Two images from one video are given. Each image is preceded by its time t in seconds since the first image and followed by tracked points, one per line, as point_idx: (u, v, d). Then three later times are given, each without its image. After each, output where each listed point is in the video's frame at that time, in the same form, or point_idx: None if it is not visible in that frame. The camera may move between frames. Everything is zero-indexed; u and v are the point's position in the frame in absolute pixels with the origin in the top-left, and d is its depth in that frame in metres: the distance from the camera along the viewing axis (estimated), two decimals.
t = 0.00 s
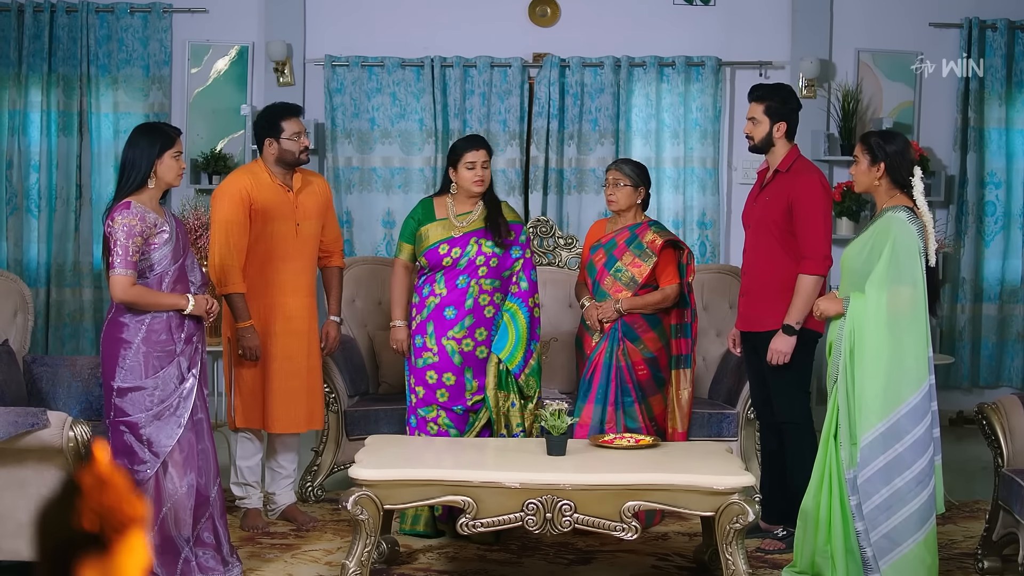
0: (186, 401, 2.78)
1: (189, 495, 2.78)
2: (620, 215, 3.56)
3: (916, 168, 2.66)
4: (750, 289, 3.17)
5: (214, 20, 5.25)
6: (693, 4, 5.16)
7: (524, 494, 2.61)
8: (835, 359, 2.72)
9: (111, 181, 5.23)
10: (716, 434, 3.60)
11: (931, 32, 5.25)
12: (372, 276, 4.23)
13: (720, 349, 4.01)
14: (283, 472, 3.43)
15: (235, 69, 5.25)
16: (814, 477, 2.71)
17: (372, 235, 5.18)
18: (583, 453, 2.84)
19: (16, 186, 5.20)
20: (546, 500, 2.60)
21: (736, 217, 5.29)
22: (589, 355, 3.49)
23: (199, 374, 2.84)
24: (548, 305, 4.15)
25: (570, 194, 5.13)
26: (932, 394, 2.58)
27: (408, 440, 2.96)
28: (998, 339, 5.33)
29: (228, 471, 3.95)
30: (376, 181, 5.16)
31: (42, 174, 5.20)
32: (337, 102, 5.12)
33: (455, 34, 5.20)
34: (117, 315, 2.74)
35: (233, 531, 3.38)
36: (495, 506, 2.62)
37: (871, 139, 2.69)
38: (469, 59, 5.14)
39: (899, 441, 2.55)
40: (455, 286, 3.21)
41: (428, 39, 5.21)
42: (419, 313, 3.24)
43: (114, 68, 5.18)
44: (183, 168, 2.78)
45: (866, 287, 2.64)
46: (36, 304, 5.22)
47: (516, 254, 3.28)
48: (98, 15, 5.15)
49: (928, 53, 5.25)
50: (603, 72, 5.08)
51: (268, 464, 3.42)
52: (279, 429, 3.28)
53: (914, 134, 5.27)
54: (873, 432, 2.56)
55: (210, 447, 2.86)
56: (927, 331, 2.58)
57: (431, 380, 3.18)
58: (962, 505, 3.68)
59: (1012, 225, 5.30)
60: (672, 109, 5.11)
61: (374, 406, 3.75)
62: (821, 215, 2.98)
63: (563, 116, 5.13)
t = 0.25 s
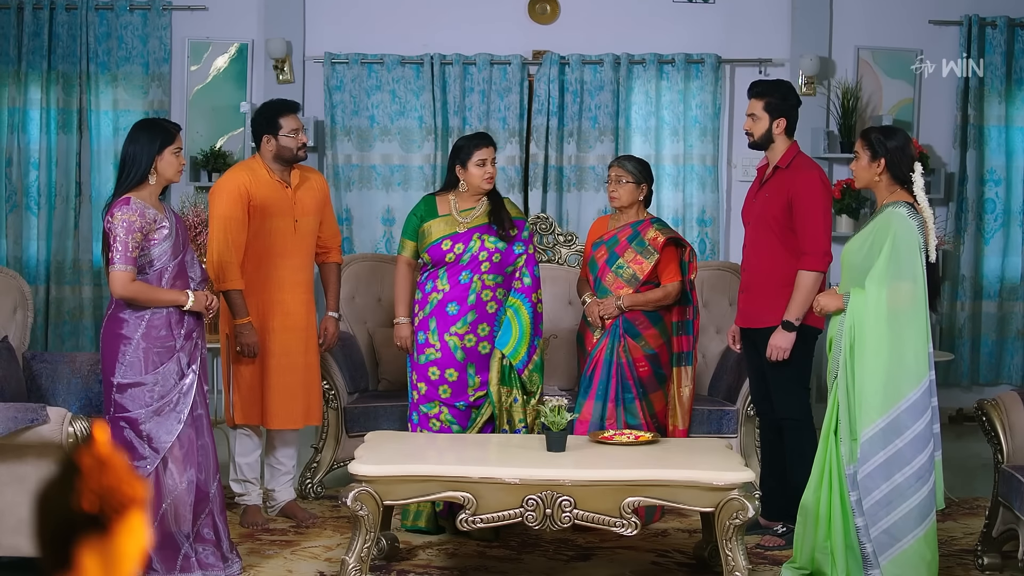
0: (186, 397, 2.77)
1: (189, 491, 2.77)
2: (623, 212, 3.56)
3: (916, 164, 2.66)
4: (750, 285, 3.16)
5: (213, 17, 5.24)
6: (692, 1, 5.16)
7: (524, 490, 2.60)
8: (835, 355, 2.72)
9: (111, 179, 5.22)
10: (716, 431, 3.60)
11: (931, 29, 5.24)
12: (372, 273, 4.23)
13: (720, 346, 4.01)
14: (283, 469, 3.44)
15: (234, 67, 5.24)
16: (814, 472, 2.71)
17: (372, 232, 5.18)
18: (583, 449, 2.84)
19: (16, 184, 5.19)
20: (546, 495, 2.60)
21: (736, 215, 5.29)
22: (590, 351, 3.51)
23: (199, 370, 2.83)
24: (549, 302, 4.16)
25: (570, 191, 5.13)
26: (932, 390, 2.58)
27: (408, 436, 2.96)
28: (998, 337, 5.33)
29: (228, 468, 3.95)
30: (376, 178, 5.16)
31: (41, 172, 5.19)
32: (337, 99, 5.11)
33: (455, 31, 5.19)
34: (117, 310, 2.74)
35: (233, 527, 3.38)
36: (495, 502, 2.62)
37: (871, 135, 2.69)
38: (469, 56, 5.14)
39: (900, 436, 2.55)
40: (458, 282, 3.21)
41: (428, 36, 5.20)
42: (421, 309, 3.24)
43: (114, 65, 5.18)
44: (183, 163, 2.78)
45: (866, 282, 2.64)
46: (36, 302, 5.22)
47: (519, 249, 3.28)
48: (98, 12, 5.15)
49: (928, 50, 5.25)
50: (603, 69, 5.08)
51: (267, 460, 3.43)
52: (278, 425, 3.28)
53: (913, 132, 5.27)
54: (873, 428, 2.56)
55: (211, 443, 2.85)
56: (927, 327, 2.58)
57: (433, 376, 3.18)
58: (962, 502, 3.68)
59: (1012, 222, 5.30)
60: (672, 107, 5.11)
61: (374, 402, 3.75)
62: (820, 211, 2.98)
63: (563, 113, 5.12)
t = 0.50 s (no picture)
0: (186, 394, 2.77)
1: (190, 487, 2.77)
2: (625, 210, 3.56)
3: (918, 160, 2.66)
4: (750, 281, 3.16)
5: (213, 15, 5.24)
6: None
7: (524, 485, 2.61)
8: (835, 351, 2.72)
9: (111, 176, 5.22)
10: (716, 428, 3.60)
11: (931, 27, 5.24)
12: (372, 271, 4.23)
13: (721, 344, 4.01)
14: (282, 466, 3.44)
15: (234, 65, 5.23)
16: (815, 469, 2.71)
17: (372, 230, 5.18)
18: (583, 445, 2.84)
19: (16, 182, 5.20)
20: (546, 492, 2.60)
21: (736, 213, 5.29)
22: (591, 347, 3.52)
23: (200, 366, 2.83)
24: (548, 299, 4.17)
25: (570, 189, 5.13)
26: (933, 385, 2.58)
27: (408, 432, 2.96)
28: (998, 335, 5.34)
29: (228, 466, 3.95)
30: (376, 176, 5.16)
31: (41, 170, 5.19)
32: (337, 97, 5.11)
33: (455, 29, 5.19)
34: (117, 306, 2.74)
35: (234, 524, 3.38)
36: (495, 498, 2.62)
37: (873, 131, 2.69)
38: (469, 54, 5.14)
39: (900, 432, 2.55)
40: (464, 279, 3.22)
41: (428, 34, 5.20)
42: (427, 307, 3.26)
43: (114, 63, 5.18)
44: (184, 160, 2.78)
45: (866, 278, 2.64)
46: (36, 300, 5.22)
47: (525, 247, 3.30)
48: (98, 10, 5.14)
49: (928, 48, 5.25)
50: (603, 67, 5.08)
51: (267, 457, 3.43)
52: (277, 421, 3.27)
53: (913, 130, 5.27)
54: (874, 423, 2.56)
55: (211, 439, 2.85)
56: (927, 322, 2.58)
57: (438, 374, 3.19)
58: (962, 499, 3.68)
59: (1012, 220, 5.31)
60: (672, 104, 5.11)
61: (374, 400, 3.75)
62: (821, 208, 2.98)
63: (563, 111, 5.12)
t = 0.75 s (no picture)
0: (187, 390, 2.77)
1: (190, 484, 2.77)
2: (625, 207, 3.56)
3: (919, 157, 2.67)
4: (751, 278, 3.16)
5: (214, 13, 5.24)
6: None
7: (525, 482, 2.61)
8: (837, 347, 2.72)
9: (112, 175, 5.22)
10: (716, 425, 3.60)
11: (932, 25, 5.24)
12: (372, 269, 4.23)
13: (721, 341, 4.01)
14: (283, 463, 3.44)
15: (235, 63, 5.23)
16: (816, 465, 2.71)
17: (373, 229, 5.19)
18: (584, 442, 2.84)
19: (17, 180, 5.20)
20: (546, 488, 2.60)
21: (737, 211, 5.29)
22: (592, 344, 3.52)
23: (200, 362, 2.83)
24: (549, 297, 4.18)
25: (571, 187, 5.14)
26: (934, 382, 2.58)
27: (409, 429, 2.96)
28: (999, 333, 5.34)
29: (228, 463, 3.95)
30: (376, 174, 5.16)
31: (42, 168, 5.19)
32: (338, 95, 5.11)
33: (456, 27, 5.19)
34: (118, 302, 2.74)
35: (234, 522, 3.38)
36: (496, 495, 2.62)
37: (875, 127, 2.69)
38: (469, 52, 5.15)
39: (901, 428, 2.55)
40: (469, 276, 3.24)
41: (428, 33, 5.20)
42: (431, 305, 3.26)
43: (115, 61, 5.18)
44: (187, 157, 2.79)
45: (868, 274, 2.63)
46: (36, 298, 5.22)
47: (527, 244, 3.31)
48: (99, 8, 5.15)
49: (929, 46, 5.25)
50: (604, 65, 5.08)
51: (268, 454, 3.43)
52: (277, 419, 3.27)
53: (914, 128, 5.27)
54: (875, 420, 2.56)
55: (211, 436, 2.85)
56: (928, 319, 2.58)
57: (445, 371, 3.21)
58: (963, 497, 3.68)
59: (1013, 218, 5.31)
60: (673, 102, 5.10)
61: (375, 397, 3.75)
62: (822, 205, 2.98)
63: (564, 109, 5.12)
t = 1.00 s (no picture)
0: (188, 387, 2.77)
1: (191, 481, 2.77)
2: (625, 204, 3.55)
3: (920, 153, 2.66)
4: (751, 276, 3.16)
5: (214, 11, 5.24)
6: None
7: (525, 478, 2.60)
8: (837, 344, 2.72)
9: (112, 172, 5.22)
10: (717, 423, 3.59)
11: (932, 23, 5.24)
12: (373, 266, 4.23)
13: (721, 339, 4.02)
14: (283, 460, 3.45)
15: (235, 61, 5.23)
16: (816, 462, 2.70)
17: (373, 226, 5.18)
18: (584, 438, 2.84)
19: (17, 177, 5.20)
20: (547, 485, 2.60)
21: (737, 209, 5.29)
22: (592, 341, 3.52)
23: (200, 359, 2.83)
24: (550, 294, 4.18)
25: (572, 185, 5.14)
26: (934, 378, 2.58)
27: (409, 426, 2.95)
28: (999, 331, 5.35)
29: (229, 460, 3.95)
30: (377, 172, 5.16)
31: (42, 166, 5.19)
32: (338, 93, 5.11)
33: (456, 24, 5.19)
34: (119, 298, 2.74)
35: (235, 519, 3.38)
36: (496, 491, 2.62)
37: (875, 124, 2.69)
38: (470, 50, 5.14)
39: (901, 424, 2.54)
40: (470, 273, 3.25)
41: (428, 31, 5.20)
42: (431, 302, 3.27)
43: (115, 59, 5.18)
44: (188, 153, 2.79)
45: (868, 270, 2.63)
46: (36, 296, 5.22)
47: (526, 240, 3.33)
48: (99, 6, 5.15)
49: (929, 44, 5.25)
50: (604, 63, 5.08)
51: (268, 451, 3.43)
52: (278, 416, 3.27)
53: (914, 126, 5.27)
54: (875, 415, 2.56)
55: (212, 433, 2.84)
56: (928, 315, 2.58)
57: (446, 368, 3.22)
58: (963, 494, 3.68)
59: (1013, 216, 5.31)
60: (673, 100, 5.10)
61: (376, 394, 3.75)
62: (822, 202, 2.98)
63: (564, 107, 5.13)
